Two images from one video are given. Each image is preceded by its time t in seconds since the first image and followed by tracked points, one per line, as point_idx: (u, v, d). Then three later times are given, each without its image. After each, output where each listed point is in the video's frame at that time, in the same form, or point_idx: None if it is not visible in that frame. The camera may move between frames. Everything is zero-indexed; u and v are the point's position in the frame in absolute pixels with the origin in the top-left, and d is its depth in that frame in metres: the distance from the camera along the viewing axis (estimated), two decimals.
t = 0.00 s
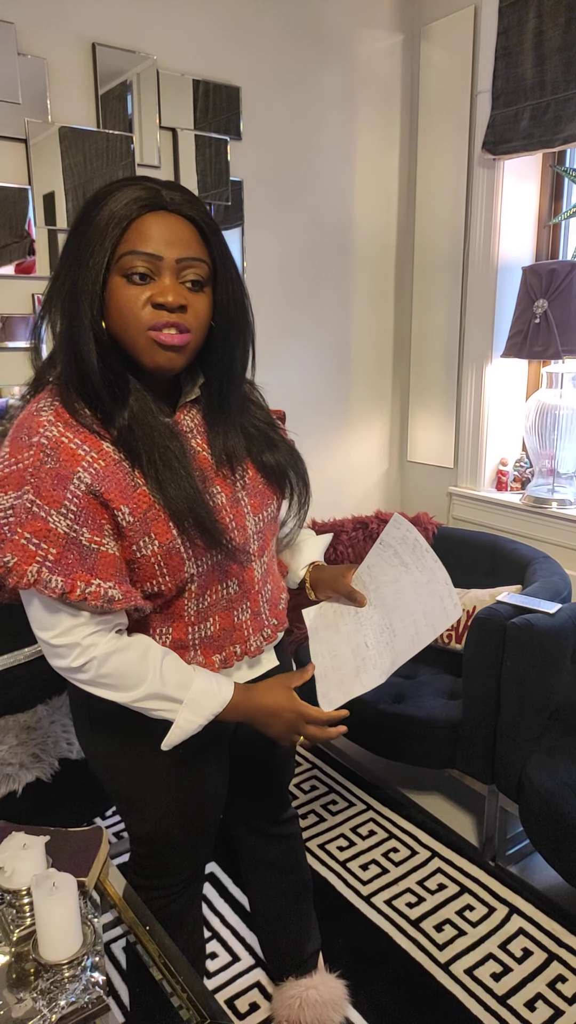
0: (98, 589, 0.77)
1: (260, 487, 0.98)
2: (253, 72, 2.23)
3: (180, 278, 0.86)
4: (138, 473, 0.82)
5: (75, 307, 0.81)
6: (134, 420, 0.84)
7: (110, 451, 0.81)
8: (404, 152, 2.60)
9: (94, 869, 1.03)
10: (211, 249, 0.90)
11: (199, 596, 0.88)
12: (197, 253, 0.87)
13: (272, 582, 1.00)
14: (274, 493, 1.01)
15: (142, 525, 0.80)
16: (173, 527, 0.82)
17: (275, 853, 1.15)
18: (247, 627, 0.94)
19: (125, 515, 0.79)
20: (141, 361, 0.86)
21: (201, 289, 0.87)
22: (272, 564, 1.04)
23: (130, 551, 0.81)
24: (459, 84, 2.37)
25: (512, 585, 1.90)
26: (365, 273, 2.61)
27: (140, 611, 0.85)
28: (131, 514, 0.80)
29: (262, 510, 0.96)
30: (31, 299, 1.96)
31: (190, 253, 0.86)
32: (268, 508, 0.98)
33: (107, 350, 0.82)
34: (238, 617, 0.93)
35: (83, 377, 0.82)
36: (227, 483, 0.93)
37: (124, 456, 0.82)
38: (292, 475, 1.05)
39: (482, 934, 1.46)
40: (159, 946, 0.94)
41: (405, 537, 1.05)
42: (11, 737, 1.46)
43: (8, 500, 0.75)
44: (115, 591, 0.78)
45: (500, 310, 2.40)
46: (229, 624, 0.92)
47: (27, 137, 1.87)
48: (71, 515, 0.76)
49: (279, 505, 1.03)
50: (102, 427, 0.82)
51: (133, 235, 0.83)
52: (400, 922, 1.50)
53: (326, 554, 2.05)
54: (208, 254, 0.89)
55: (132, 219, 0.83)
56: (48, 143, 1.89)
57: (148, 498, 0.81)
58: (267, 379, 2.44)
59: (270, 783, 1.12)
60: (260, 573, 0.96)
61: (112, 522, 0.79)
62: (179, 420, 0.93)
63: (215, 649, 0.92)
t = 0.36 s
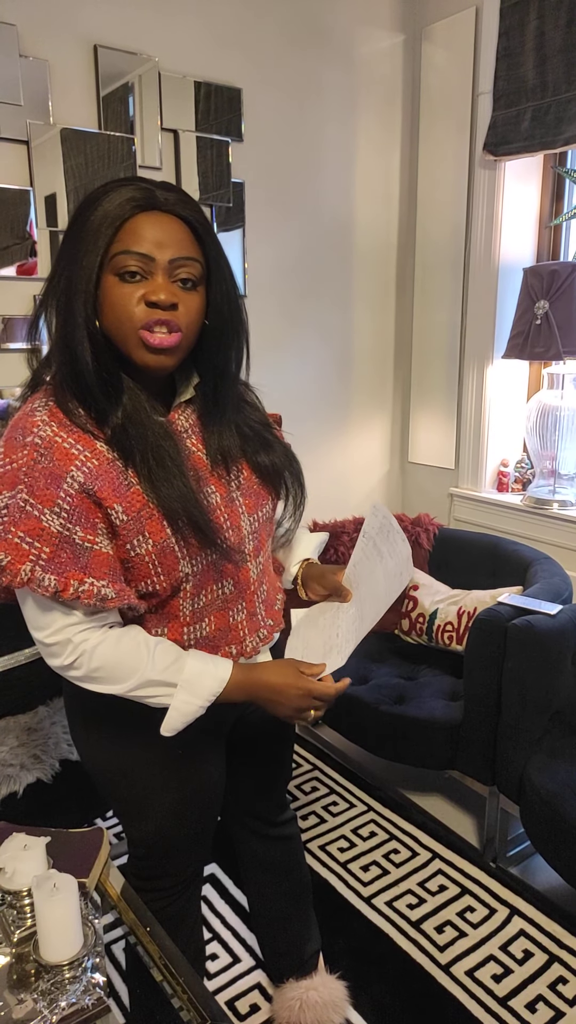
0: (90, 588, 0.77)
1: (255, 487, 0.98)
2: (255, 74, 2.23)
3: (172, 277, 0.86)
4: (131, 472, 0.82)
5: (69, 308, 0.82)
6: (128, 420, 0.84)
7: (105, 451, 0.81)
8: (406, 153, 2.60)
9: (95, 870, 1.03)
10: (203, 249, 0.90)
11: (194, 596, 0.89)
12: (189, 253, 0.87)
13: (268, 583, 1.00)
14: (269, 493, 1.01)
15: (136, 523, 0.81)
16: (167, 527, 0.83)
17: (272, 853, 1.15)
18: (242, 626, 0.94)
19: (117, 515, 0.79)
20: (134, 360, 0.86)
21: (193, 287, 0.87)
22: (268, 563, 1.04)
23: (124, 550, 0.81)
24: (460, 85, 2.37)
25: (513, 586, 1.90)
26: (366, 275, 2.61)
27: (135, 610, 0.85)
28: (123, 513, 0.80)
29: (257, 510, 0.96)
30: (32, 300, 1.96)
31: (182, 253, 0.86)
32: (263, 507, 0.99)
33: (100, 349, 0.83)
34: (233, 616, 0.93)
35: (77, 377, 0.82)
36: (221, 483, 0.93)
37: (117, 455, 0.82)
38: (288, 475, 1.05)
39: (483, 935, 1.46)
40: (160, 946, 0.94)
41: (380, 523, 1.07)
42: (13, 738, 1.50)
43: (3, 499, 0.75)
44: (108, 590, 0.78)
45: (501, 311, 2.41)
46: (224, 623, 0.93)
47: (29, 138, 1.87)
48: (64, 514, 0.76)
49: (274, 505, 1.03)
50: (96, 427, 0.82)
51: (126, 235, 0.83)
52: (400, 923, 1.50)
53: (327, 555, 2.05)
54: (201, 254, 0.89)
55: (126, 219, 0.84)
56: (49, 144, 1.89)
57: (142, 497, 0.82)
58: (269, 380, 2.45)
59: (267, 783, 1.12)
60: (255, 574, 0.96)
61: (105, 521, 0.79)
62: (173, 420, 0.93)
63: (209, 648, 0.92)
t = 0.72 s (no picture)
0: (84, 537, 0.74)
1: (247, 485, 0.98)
2: (254, 74, 2.23)
3: (157, 274, 0.86)
4: (124, 466, 0.83)
5: (57, 307, 0.83)
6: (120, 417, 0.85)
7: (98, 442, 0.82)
8: (405, 154, 2.60)
9: (95, 870, 1.03)
10: (189, 247, 0.90)
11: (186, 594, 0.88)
12: (174, 251, 0.88)
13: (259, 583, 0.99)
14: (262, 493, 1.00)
15: (132, 515, 0.81)
16: (162, 524, 0.83)
17: (270, 853, 1.15)
18: (234, 626, 0.93)
19: (109, 502, 0.79)
20: (123, 358, 0.86)
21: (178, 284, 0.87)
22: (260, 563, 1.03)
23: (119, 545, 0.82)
24: (459, 87, 2.37)
25: (512, 587, 1.90)
26: (365, 276, 2.61)
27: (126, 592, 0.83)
28: (116, 503, 0.80)
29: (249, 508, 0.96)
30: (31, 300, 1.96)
31: (167, 250, 0.87)
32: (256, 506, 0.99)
33: (90, 348, 0.84)
34: (225, 616, 0.92)
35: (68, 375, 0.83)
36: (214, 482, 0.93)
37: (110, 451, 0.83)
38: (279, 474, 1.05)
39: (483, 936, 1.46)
40: (160, 947, 0.94)
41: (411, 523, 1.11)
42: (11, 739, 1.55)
43: None
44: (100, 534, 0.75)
45: (500, 311, 2.41)
46: (216, 622, 0.91)
47: (28, 138, 1.87)
48: (57, 488, 0.75)
49: (266, 505, 1.03)
50: (88, 426, 0.83)
51: (111, 235, 0.85)
52: (400, 922, 1.50)
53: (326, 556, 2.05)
54: (186, 251, 0.90)
55: (110, 219, 0.85)
56: (48, 144, 1.89)
57: (135, 491, 0.82)
58: (268, 380, 2.45)
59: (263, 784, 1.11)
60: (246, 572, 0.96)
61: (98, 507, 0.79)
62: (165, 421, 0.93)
63: (203, 650, 0.90)
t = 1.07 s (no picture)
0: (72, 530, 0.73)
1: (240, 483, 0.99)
2: (253, 74, 2.23)
3: (148, 274, 0.87)
4: (116, 465, 0.83)
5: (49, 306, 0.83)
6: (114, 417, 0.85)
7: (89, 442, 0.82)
8: (404, 154, 2.60)
9: (95, 870, 1.02)
10: (179, 246, 0.91)
11: (178, 593, 0.88)
12: (165, 250, 0.88)
13: (251, 581, 1.00)
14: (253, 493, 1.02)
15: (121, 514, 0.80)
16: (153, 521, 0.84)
17: (269, 853, 1.15)
18: (226, 623, 0.94)
19: (100, 500, 0.78)
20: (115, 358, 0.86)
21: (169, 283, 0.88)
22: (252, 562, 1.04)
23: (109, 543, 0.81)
24: (458, 87, 2.37)
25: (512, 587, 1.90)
26: (365, 276, 2.61)
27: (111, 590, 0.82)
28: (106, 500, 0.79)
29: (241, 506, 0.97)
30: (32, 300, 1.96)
31: (157, 250, 0.87)
32: (248, 504, 1.00)
33: (83, 349, 0.84)
34: (217, 613, 0.92)
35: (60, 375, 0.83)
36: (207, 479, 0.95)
37: (102, 450, 0.82)
38: (271, 474, 1.06)
39: (483, 936, 1.46)
40: (159, 948, 0.94)
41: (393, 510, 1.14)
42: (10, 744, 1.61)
43: None
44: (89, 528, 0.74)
45: (500, 311, 2.41)
46: (208, 621, 0.91)
47: (28, 139, 1.87)
48: (47, 484, 0.74)
49: (258, 506, 1.03)
50: (81, 425, 0.83)
51: (100, 234, 0.85)
52: (400, 922, 1.51)
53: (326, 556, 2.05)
54: (176, 250, 0.90)
55: (100, 219, 0.85)
56: (48, 145, 1.89)
57: (126, 489, 0.82)
58: (268, 381, 2.45)
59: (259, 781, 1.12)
60: (238, 570, 0.96)
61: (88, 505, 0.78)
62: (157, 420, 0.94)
63: (196, 649, 0.90)
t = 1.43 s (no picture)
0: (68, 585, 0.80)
1: (219, 489, 0.99)
2: (252, 75, 2.23)
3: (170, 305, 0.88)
4: (93, 479, 0.85)
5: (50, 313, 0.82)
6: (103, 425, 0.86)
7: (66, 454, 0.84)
8: (403, 155, 2.60)
9: (94, 870, 1.01)
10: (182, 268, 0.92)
11: (154, 601, 0.90)
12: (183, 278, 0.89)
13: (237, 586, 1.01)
14: (235, 499, 1.01)
15: (94, 527, 0.83)
16: (126, 534, 0.86)
17: (265, 854, 1.15)
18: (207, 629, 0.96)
19: (78, 519, 0.82)
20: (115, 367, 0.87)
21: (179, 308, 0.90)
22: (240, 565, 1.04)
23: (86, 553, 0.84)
24: (457, 89, 2.38)
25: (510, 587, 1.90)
26: (364, 277, 2.61)
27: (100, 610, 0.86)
28: (82, 518, 0.82)
29: (222, 513, 0.97)
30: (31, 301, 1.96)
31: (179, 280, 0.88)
32: (231, 511, 1.00)
33: (76, 353, 0.84)
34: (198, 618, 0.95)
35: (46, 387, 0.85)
36: (184, 488, 0.95)
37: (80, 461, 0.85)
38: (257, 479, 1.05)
39: (482, 937, 1.46)
40: (159, 948, 0.94)
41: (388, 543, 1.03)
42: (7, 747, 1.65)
43: None
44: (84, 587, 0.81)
45: (498, 312, 2.41)
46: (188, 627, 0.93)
47: (27, 139, 1.87)
48: (32, 515, 0.79)
49: (243, 511, 1.03)
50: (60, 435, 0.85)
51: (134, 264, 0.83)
52: (399, 922, 1.51)
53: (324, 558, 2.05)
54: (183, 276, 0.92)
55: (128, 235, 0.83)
56: (47, 145, 1.89)
57: (100, 501, 0.84)
58: (267, 381, 2.45)
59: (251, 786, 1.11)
60: (223, 577, 0.97)
61: (68, 524, 0.82)
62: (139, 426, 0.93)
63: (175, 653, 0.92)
